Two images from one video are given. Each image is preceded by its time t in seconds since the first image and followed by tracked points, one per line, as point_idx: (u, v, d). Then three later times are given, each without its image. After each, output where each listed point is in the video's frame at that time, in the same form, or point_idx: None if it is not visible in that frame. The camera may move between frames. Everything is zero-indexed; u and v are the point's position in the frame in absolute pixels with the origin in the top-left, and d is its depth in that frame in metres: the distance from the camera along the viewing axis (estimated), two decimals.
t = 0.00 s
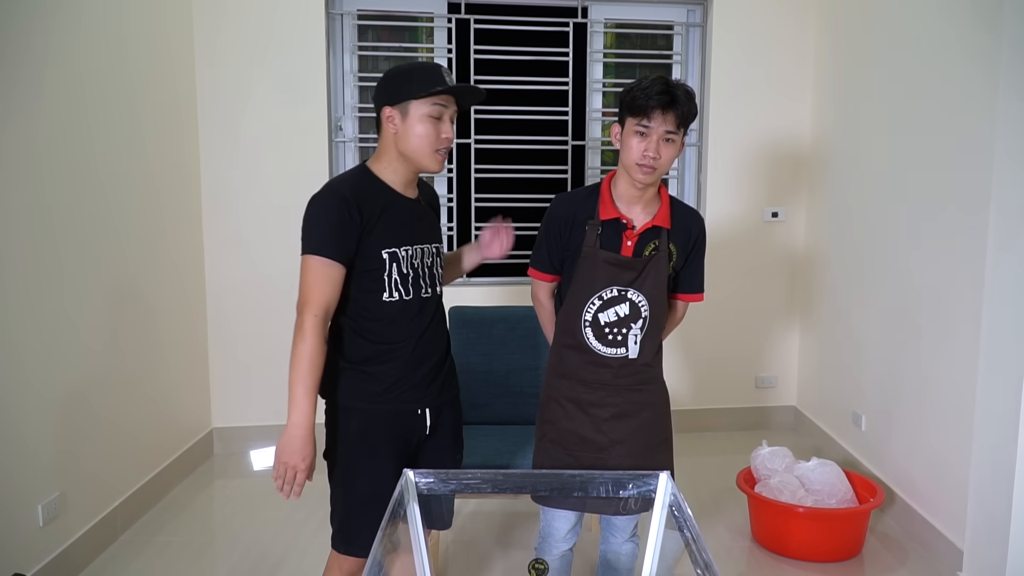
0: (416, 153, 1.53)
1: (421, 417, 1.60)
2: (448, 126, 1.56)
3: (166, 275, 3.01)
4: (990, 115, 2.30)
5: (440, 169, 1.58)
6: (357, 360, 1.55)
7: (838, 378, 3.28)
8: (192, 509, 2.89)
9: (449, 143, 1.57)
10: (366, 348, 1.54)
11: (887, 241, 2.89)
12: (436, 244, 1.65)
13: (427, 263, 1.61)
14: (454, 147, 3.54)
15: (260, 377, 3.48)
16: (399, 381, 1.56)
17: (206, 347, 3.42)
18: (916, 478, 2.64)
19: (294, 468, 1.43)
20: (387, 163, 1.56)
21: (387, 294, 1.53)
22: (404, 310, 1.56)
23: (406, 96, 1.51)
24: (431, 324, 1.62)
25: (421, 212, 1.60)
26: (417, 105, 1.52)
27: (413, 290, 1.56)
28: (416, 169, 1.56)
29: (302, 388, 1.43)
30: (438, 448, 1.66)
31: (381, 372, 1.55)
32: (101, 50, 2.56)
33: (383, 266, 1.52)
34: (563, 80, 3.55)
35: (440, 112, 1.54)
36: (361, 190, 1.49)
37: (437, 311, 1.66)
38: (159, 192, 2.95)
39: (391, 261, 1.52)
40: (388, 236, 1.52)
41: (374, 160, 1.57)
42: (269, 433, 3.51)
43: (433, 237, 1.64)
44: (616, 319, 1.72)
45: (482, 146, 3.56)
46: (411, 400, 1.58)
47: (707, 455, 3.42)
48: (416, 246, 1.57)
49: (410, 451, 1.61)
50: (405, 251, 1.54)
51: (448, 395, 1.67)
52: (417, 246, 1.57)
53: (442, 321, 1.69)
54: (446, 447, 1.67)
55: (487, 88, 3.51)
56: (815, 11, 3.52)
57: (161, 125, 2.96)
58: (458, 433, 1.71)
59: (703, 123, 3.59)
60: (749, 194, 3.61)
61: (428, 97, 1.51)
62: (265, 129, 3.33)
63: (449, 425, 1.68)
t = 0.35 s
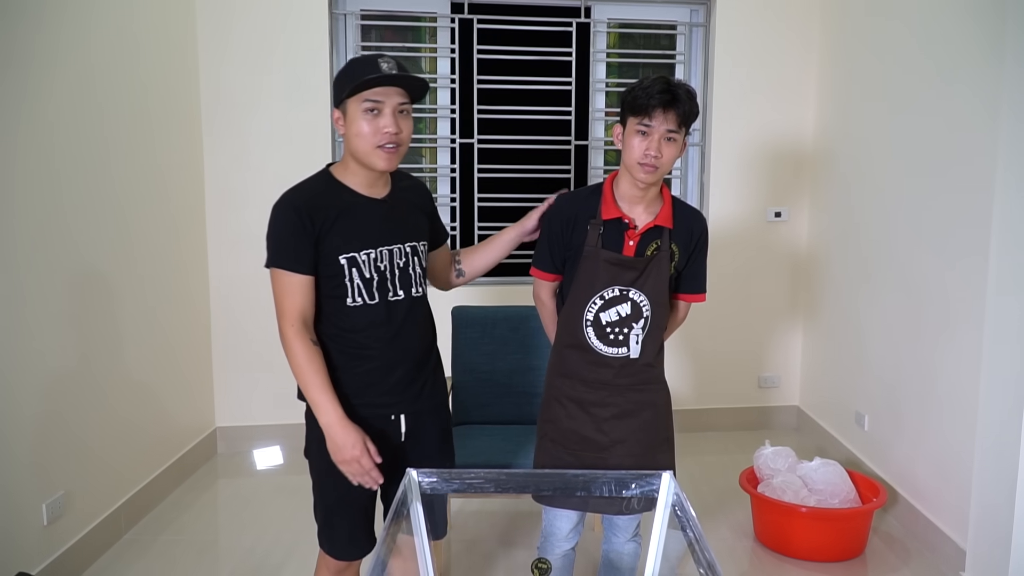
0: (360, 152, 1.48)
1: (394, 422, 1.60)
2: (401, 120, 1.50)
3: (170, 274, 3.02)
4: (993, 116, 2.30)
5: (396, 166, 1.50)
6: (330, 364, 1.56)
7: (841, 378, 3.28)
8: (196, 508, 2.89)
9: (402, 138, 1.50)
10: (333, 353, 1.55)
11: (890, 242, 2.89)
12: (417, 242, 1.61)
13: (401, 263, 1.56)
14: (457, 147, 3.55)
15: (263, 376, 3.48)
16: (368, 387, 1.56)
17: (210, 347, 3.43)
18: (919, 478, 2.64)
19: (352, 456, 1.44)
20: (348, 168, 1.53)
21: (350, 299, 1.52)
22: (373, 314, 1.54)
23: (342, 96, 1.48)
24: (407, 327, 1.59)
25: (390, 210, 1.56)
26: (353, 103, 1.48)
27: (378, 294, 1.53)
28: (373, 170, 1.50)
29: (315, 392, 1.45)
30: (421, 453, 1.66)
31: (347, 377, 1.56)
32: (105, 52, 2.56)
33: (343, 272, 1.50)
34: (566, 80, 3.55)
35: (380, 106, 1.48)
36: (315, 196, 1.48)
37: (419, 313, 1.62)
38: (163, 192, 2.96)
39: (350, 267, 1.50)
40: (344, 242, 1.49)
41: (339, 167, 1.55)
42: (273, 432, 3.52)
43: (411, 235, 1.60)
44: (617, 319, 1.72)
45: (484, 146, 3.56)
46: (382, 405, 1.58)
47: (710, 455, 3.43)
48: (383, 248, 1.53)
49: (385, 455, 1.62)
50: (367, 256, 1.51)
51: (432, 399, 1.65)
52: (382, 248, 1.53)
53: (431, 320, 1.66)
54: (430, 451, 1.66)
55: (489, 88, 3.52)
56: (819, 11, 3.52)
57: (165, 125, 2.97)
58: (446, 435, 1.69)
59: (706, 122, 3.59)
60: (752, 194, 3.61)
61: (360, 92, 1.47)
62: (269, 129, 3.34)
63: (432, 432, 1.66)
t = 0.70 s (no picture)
0: (362, 154, 1.48)
1: (395, 424, 1.59)
2: (402, 120, 1.50)
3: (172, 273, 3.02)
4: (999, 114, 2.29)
5: (398, 167, 1.50)
6: (330, 366, 1.56)
7: (845, 378, 3.27)
8: (199, 508, 2.89)
9: (403, 139, 1.50)
10: (332, 353, 1.55)
11: (894, 241, 2.88)
12: (422, 243, 1.60)
13: (404, 264, 1.56)
14: (460, 147, 3.54)
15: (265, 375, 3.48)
16: (367, 389, 1.56)
17: (212, 346, 3.43)
18: (923, 478, 2.64)
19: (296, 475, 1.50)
20: (351, 168, 1.53)
21: (350, 301, 1.52)
22: (374, 314, 1.54)
23: (341, 98, 1.49)
24: (409, 327, 1.58)
25: (395, 209, 1.55)
26: (353, 104, 1.48)
27: (378, 295, 1.53)
28: (377, 171, 1.51)
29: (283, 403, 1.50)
30: (423, 454, 1.64)
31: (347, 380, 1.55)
32: (107, 51, 2.55)
33: (342, 274, 1.51)
34: (569, 79, 3.55)
35: (379, 106, 1.48)
36: (315, 198, 1.48)
37: (421, 314, 1.61)
38: (166, 191, 2.95)
39: (349, 269, 1.50)
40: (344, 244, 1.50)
41: (341, 168, 1.55)
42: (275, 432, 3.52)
43: (417, 236, 1.59)
44: (621, 318, 1.72)
45: (488, 146, 3.56)
46: (383, 407, 1.57)
47: (712, 455, 3.42)
48: (384, 250, 1.53)
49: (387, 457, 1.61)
50: (368, 257, 1.51)
51: (433, 401, 1.64)
52: (384, 250, 1.52)
53: (434, 319, 1.65)
54: (432, 453, 1.64)
55: (492, 87, 3.51)
56: (823, 10, 3.51)
57: (167, 124, 2.97)
58: (449, 438, 1.67)
59: (709, 121, 3.59)
60: (755, 194, 3.60)
61: (359, 93, 1.47)
62: (272, 128, 3.34)
63: (435, 434, 1.64)
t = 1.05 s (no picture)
0: (411, 155, 1.51)
1: (418, 422, 1.59)
2: (453, 125, 1.54)
3: (174, 273, 3.02)
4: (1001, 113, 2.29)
5: (447, 171, 1.53)
6: (357, 361, 1.56)
7: (847, 378, 3.27)
8: (202, 508, 2.89)
9: (453, 144, 1.53)
10: (360, 349, 1.55)
11: (896, 241, 2.88)
12: (460, 250, 1.61)
13: (440, 268, 1.57)
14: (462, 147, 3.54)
15: (268, 375, 3.49)
16: (394, 385, 1.56)
17: (215, 347, 3.43)
18: (926, 478, 2.64)
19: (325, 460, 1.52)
20: (401, 171, 1.55)
21: (385, 297, 1.53)
22: (406, 313, 1.54)
23: (398, 100, 1.54)
24: (438, 329, 1.59)
25: (440, 214, 1.57)
26: (407, 106, 1.53)
27: (414, 295, 1.54)
28: (424, 174, 1.53)
29: (320, 394, 1.50)
30: (440, 456, 1.65)
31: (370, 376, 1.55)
32: (108, 51, 2.56)
33: (382, 269, 1.52)
34: (572, 79, 3.55)
35: (433, 110, 1.52)
36: (365, 193, 1.49)
37: (450, 317, 1.61)
38: (167, 191, 2.95)
39: (389, 265, 1.51)
40: (387, 241, 1.51)
41: (389, 167, 1.57)
42: (277, 432, 3.52)
43: (455, 242, 1.60)
44: (626, 318, 1.72)
45: (491, 146, 3.56)
46: (409, 405, 1.57)
47: (715, 455, 3.42)
48: (424, 251, 1.54)
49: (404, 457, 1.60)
50: (409, 256, 1.53)
51: (457, 402, 1.64)
52: (424, 250, 1.54)
53: (461, 324, 1.66)
54: (449, 454, 1.65)
55: (495, 87, 3.51)
56: (825, 10, 3.51)
57: (169, 124, 2.97)
58: (466, 438, 1.68)
59: (712, 122, 3.59)
60: (758, 194, 3.60)
61: (413, 96, 1.52)
62: (274, 127, 3.34)
63: (454, 435, 1.65)
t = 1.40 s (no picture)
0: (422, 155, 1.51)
1: (429, 424, 1.59)
2: (465, 125, 1.53)
3: (177, 273, 3.02)
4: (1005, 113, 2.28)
5: (457, 171, 1.53)
6: (369, 362, 1.56)
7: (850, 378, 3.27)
8: (204, 508, 2.89)
9: (464, 144, 1.53)
10: (373, 350, 1.56)
11: (899, 241, 2.88)
12: (469, 250, 1.61)
13: (451, 268, 1.57)
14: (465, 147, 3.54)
15: (270, 375, 3.48)
16: (404, 387, 1.56)
17: (217, 347, 3.43)
18: (929, 478, 2.63)
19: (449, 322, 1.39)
20: (413, 170, 1.56)
21: (397, 296, 1.53)
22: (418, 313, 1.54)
23: (409, 99, 1.55)
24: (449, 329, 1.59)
25: (450, 214, 1.58)
26: (419, 106, 1.53)
27: (426, 295, 1.54)
28: (435, 174, 1.54)
29: (392, 321, 1.42)
30: (449, 458, 1.65)
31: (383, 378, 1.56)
32: (110, 51, 2.55)
33: (395, 269, 1.51)
34: (575, 79, 3.54)
35: (444, 110, 1.52)
36: (377, 192, 1.50)
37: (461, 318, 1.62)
38: (169, 191, 2.95)
39: (402, 264, 1.52)
40: (399, 241, 1.51)
41: (404, 166, 1.58)
42: (279, 431, 3.52)
43: (465, 243, 1.60)
44: (630, 318, 1.71)
45: (493, 145, 3.56)
46: (417, 407, 1.56)
47: (717, 455, 3.42)
48: (436, 250, 1.54)
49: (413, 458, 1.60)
50: (421, 255, 1.53)
51: (467, 404, 1.65)
52: (436, 250, 1.54)
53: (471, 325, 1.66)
54: (458, 455, 1.66)
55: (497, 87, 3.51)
56: (827, 10, 3.50)
57: (171, 124, 2.97)
58: (474, 441, 1.69)
59: (714, 122, 3.58)
60: (760, 193, 3.59)
61: (425, 96, 1.52)
62: (276, 127, 3.34)
63: (463, 437, 1.66)
